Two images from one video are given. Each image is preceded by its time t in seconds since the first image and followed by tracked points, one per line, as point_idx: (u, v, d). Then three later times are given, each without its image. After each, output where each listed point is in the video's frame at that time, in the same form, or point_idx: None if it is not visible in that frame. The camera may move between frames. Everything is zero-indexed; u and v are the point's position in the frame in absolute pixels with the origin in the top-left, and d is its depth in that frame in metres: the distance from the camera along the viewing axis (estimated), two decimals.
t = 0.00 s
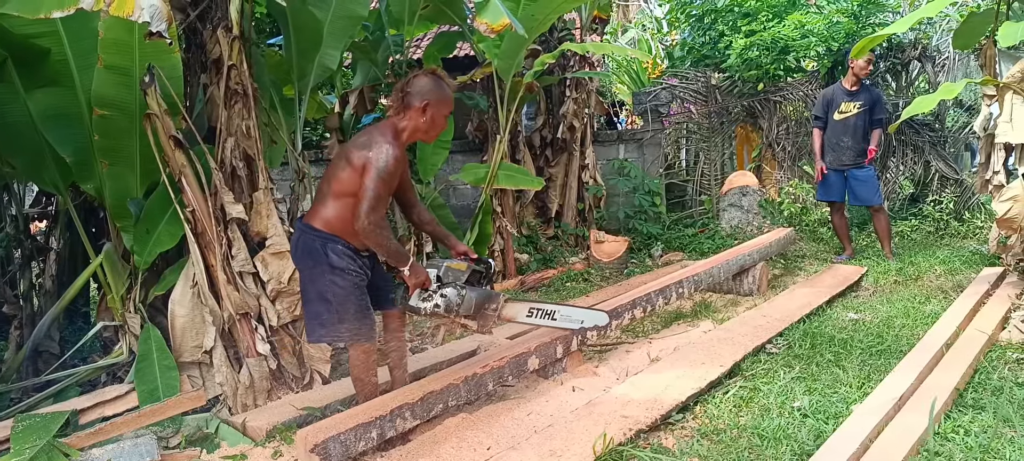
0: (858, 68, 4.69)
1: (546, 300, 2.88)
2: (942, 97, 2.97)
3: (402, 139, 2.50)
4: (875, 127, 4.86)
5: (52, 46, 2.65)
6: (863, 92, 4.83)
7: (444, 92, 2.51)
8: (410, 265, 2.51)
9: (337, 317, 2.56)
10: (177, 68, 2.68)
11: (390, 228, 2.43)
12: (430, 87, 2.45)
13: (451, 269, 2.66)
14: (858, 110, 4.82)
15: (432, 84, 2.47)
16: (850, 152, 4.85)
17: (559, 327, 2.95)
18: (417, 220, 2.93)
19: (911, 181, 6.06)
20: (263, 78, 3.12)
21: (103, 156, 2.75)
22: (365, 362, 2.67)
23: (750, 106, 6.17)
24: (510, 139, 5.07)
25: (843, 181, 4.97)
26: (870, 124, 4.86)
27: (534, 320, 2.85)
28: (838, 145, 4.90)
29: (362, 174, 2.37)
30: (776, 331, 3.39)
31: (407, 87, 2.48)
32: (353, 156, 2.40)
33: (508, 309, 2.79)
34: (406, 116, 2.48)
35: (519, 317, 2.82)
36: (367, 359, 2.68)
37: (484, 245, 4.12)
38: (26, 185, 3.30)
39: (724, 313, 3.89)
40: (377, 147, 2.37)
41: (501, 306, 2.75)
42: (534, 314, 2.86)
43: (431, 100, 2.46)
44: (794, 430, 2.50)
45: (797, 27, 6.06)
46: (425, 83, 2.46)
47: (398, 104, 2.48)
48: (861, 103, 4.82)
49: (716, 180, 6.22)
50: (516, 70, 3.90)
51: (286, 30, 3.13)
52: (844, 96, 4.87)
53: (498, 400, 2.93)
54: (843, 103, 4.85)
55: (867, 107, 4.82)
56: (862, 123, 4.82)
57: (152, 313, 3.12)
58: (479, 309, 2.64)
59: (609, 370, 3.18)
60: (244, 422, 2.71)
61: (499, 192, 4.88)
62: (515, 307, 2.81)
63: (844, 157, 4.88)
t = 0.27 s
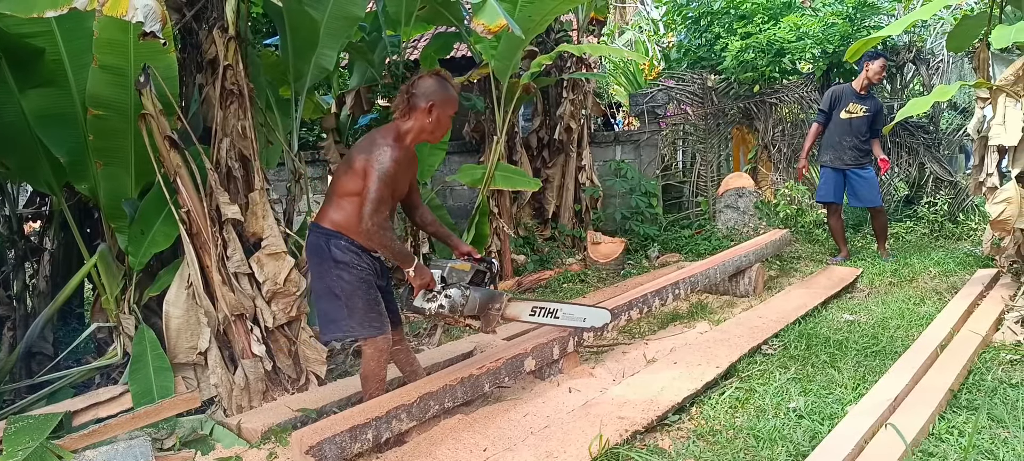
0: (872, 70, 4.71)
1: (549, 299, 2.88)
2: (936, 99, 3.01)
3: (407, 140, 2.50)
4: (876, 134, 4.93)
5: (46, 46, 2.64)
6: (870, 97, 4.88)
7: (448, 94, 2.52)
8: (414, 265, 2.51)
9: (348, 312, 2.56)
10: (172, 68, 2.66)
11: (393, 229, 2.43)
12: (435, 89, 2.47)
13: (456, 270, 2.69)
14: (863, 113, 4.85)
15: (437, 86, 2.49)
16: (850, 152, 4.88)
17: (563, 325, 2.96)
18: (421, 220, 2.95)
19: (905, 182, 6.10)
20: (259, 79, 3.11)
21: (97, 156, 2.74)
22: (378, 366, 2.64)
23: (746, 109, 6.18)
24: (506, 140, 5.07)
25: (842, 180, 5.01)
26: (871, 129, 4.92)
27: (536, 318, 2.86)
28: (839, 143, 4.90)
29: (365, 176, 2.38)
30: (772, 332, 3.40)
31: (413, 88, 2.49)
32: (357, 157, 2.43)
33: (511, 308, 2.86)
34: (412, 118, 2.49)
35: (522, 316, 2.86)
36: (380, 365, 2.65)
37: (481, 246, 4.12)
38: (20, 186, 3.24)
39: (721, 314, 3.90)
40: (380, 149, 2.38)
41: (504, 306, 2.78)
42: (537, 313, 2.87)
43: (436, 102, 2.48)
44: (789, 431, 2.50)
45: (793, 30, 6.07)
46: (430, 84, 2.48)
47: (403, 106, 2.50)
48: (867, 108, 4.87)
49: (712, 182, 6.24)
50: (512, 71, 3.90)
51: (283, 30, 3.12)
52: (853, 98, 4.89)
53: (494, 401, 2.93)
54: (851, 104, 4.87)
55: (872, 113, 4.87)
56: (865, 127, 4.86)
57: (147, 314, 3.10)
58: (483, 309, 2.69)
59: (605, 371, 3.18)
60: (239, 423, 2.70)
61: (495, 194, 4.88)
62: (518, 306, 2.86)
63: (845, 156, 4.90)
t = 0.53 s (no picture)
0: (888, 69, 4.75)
1: (553, 298, 2.86)
2: (932, 101, 3.02)
3: (417, 141, 2.50)
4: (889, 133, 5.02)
5: (42, 46, 2.63)
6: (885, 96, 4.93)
7: (459, 97, 2.52)
8: (422, 265, 2.53)
9: (349, 307, 2.55)
10: (168, 69, 2.67)
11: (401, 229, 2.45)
12: (446, 91, 2.47)
13: (462, 269, 2.68)
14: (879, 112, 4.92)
15: (449, 89, 2.49)
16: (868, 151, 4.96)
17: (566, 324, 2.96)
18: (427, 220, 2.92)
19: (901, 184, 6.13)
20: (256, 79, 3.11)
21: (93, 156, 2.74)
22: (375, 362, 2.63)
23: (743, 110, 6.18)
24: (503, 141, 5.07)
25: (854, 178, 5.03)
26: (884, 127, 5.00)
27: (541, 317, 2.83)
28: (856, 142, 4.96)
29: (375, 176, 2.40)
30: (769, 333, 3.40)
31: (425, 90, 2.48)
32: (366, 157, 2.44)
33: (516, 308, 2.82)
34: (423, 119, 2.48)
35: (526, 315, 2.82)
36: (376, 361, 2.64)
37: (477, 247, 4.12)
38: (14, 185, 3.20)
39: (717, 314, 3.90)
40: (389, 149, 2.39)
41: (510, 305, 2.79)
42: (541, 312, 2.84)
43: (447, 104, 2.47)
44: (785, 432, 2.50)
45: (790, 31, 6.11)
46: (443, 87, 2.47)
47: (415, 107, 2.48)
48: (882, 106, 4.92)
49: (708, 183, 6.25)
50: (509, 72, 3.90)
51: (280, 30, 3.11)
52: (869, 96, 4.91)
53: (490, 402, 2.93)
54: (868, 103, 4.90)
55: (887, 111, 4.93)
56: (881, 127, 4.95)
57: (142, 315, 3.09)
58: (489, 308, 2.70)
59: (601, 371, 3.18)
60: (235, 424, 2.70)
61: (491, 194, 4.88)
62: (523, 305, 2.82)
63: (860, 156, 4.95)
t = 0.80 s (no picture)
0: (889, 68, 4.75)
1: (557, 300, 2.91)
2: (927, 103, 3.02)
3: (420, 146, 2.51)
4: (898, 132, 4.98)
5: (38, 46, 2.62)
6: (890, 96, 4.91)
7: (463, 103, 2.53)
8: (427, 269, 2.54)
9: (344, 306, 2.55)
10: (164, 69, 2.63)
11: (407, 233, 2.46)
12: (450, 98, 2.47)
13: (467, 273, 2.74)
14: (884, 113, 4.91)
15: (452, 96, 2.49)
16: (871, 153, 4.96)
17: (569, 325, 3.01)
18: (433, 224, 2.92)
19: (897, 185, 6.14)
20: (252, 80, 3.10)
21: (88, 156, 2.73)
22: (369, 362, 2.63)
23: (738, 111, 6.16)
24: (499, 142, 5.07)
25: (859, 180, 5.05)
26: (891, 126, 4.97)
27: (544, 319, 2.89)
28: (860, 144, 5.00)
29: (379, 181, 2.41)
30: (764, 334, 3.40)
31: (428, 96, 2.49)
32: (369, 161, 2.44)
33: (519, 310, 2.85)
34: (426, 125, 2.48)
35: (529, 317, 2.87)
36: (366, 361, 2.64)
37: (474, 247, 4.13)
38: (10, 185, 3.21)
39: (713, 316, 3.91)
40: (394, 155, 2.39)
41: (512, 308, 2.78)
42: (545, 314, 2.90)
43: (451, 111, 2.47)
44: (781, 433, 2.51)
45: (786, 33, 6.15)
46: (445, 94, 2.47)
47: (418, 113, 2.49)
48: (886, 106, 4.91)
49: (705, 184, 6.26)
50: (506, 73, 3.91)
51: (276, 30, 3.10)
52: (872, 98, 4.93)
53: (486, 403, 2.93)
54: (871, 104, 4.91)
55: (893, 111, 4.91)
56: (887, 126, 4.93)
57: (138, 315, 3.09)
58: (493, 311, 2.69)
59: (597, 373, 3.18)
60: (230, 425, 2.69)
61: (488, 195, 4.88)
62: (526, 308, 2.86)
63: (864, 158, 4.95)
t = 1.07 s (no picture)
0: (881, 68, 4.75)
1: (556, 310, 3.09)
2: (924, 104, 3.02)
3: (418, 150, 2.52)
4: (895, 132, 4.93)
5: (34, 45, 2.62)
6: (884, 96, 4.91)
7: (460, 108, 2.54)
8: (432, 270, 2.58)
9: (339, 306, 2.55)
10: (161, 69, 2.64)
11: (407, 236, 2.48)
12: (448, 103, 2.48)
13: (471, 275, 2.73)
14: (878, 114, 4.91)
15: (450, 100, 2.50)
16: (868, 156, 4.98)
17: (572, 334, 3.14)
18: (436, 229, 2.94)
19: (895, 187, 6.15)
20: (249, 80, 3.11)
21: (85, 156, 2.73)
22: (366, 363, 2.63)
23: (735, 113, 6.18)
24: (497, 143, 5.08)
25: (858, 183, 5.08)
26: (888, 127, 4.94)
27: (543, 328, 3.11)
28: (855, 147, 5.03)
29: (378, 185, 2.41)
30: (761, 335, 3.41)
31: (426, 100, 2.50)
32: (367, 164, 2.44)
33: (520, 317, 3.10)
34: (424, 129, 2.50)
35: (530, 324, 3.11)
36: (364, 362, 2.64)
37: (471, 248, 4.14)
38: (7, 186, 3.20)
39: (710, 317, 3.91)
40: (392, 158, 2.40)
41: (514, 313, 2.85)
42: (544, 323, 3.11)
43: (448, 115, 2.48)
44: (777, 434, 2.51)
45: (783, 35, 6.10)
46: (443, 99, 2.48)
47: (416, 117, 2.50)
48: (881, 107, 4.90)
49: (702, 185, 6.27)
50: (503, 73, 3.90)
51: (272, 29, 3.10)
52: (866, 100, 4.96)
53: (483, 404, 2.93)
54: (865, 106, 4.93)
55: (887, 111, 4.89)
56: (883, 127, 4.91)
57: (135, 315, 3.09)
58: (495, 314, 2.73)
59: (594, 374, 3.19)
60: (227, 425, 2.69)
61: (485, 196, 4.88)
62: (526, 315, 3.11)
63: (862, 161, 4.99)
